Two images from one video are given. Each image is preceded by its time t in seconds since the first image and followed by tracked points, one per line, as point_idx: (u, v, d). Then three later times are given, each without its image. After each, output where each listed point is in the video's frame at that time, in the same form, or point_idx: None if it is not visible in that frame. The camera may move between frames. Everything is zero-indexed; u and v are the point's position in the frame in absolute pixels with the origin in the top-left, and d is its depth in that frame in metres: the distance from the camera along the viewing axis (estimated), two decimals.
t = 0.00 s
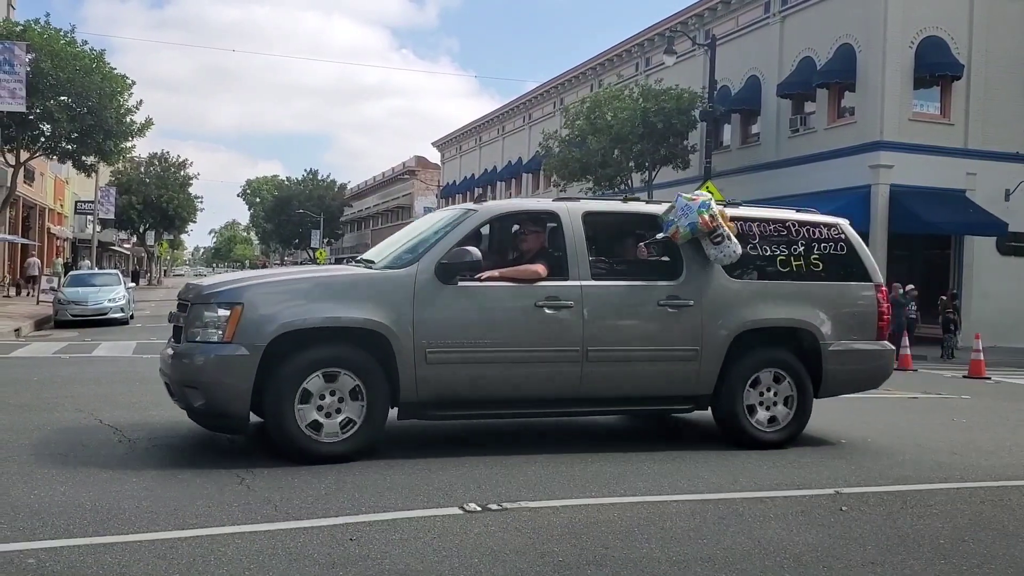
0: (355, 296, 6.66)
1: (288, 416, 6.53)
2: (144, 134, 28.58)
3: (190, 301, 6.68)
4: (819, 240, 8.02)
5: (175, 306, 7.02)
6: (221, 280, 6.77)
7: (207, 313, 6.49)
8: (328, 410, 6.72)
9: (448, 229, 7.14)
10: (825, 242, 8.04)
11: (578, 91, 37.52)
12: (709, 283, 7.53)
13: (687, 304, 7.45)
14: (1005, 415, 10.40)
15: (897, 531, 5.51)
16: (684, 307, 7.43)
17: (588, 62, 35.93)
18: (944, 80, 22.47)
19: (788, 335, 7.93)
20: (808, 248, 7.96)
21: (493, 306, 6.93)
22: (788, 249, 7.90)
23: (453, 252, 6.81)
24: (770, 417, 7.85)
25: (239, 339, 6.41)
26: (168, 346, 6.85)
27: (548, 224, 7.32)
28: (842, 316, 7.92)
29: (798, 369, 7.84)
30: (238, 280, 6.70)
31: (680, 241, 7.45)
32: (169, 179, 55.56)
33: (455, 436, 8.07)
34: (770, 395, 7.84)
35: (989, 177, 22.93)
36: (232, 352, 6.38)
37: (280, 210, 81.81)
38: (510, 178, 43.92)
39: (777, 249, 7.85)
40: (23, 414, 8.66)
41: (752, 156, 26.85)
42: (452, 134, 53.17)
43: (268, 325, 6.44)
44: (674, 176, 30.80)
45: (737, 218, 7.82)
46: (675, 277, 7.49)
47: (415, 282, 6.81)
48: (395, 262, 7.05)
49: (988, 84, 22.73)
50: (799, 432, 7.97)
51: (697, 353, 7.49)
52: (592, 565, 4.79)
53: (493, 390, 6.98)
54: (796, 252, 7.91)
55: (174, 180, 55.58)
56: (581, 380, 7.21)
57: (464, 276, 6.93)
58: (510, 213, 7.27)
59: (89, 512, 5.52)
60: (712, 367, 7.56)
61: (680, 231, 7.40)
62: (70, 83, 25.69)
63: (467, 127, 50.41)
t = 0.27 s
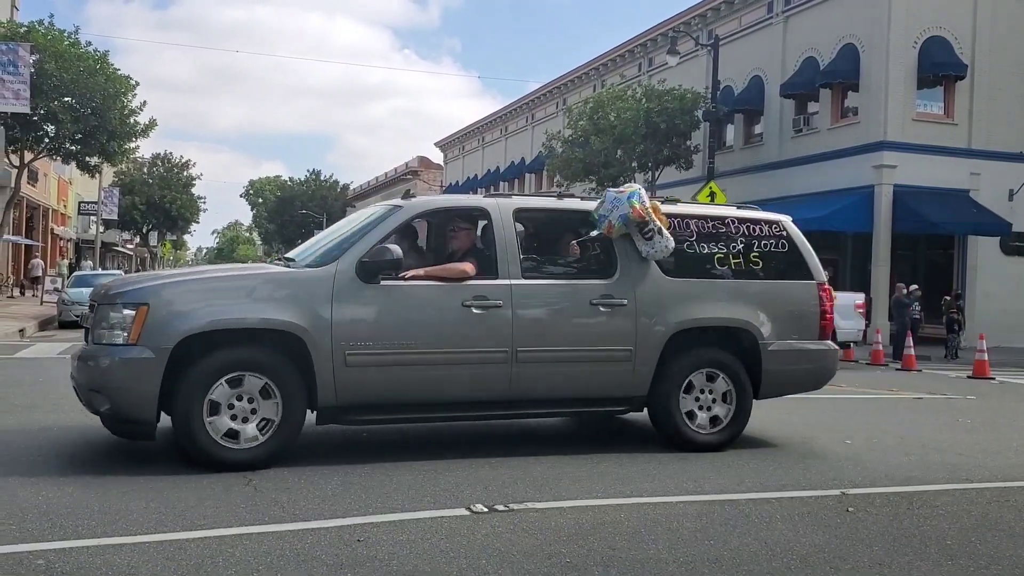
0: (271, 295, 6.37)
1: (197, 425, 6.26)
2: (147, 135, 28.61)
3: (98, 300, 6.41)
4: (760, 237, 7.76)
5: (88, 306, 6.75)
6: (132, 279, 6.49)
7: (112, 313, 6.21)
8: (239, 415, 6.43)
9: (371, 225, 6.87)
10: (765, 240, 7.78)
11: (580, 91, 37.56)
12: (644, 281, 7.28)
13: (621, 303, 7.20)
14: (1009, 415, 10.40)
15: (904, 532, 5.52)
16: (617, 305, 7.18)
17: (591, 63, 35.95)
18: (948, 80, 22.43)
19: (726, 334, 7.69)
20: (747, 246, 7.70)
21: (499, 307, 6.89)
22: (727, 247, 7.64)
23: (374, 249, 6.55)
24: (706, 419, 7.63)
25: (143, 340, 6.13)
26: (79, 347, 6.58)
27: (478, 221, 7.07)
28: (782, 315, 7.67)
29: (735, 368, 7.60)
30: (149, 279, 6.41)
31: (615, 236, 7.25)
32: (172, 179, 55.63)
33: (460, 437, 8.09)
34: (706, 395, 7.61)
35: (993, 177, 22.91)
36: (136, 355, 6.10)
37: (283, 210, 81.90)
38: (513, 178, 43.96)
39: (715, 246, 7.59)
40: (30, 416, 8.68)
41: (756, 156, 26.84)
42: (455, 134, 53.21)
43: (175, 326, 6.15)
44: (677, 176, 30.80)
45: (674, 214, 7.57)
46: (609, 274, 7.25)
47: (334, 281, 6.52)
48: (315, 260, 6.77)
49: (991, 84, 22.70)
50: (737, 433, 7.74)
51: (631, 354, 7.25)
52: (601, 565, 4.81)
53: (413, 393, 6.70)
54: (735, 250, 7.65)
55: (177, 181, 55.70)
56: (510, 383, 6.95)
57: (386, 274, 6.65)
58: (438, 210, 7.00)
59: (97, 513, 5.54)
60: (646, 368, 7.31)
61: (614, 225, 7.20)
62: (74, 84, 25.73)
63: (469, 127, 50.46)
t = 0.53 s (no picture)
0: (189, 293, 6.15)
1: (108, 430, 6.05)
2: (150, 135, 28.62)
3: (7, 298, 6.13)
4: (703, 233, 7.64)
5: None
6: (43, 276, 6.22)
7: (21, 312, 5.95)
8: (154, 419, 6.21)
9: (297, 221, 6.69)
10: (709, 236, 7.66)
11: (582, 91, 37.58)
12: (582, 281, 7.16)
13: (557, 302, 7.06)
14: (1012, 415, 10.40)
15: (910, 532, 5.53)
16: (553, 303, 7.05)
17: (593, 62, 35.97)
18: (950, 79, 22.43)
19: (668, 332, 7.55)
20: (689, 242, 7.58)
21: (498, 306, 6.89)
22: (669, 243, 7.51)
23: (299, 245, 6.38)
24: (648, 419, 7.49)
25: (50, 341, 5.87)
26: None
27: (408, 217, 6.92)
28: (725, 314, 7.56)
29: (679, 368, 7.46)
30: (61, 275, 6.15)
31: (553, 239, 7.12)
32: (174, 179, 55.67)
33: (463, 436, 8.10)
34: (649, 394, 7.48)
35: (996, 177, 22.90)
36: (43, 356, 5.84)
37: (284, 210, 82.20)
38: (515, 178, 43.96)
39: (658, 242, 7.47)
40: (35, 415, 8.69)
41: (758, 156, 26.85)
42: (456, 134, 53.24)
43: (84, 325, 5.89)
44: (680, 176, 30.79)
45: (614, 210, 7.42)
46: (545, 274, 7.12)
47: (254, 278, 6.32)
48: (239, 256, 6.58)
49: (994, 83, 22.69)
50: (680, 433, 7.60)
51: (568, 353, 7.11)
52: (608, 565, 4.81)
53: (340, 394, 6.52)
54: (677, 246, 7.53)
55: (179, 181, 55.80)
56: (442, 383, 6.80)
57: (312, 272, 6.47)
58: (368, 204, 6.83)
59: (104, 512, 5.55)
60: (583, 367, 7.18)
61: (553, 229, 7.08)
62: (77, 84, 25.76)
63: (472, 127, 50.50)
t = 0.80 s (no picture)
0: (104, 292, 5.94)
1: (15, 432, 5.83)
2: (151, 135, 28.62)
3: None
4: (647, 231, 7.50)
5: None
6: None
7: None
8: (64, 421, 6.00)
9: (221, 218, 6.49)
10: (653, 234, 7.52)
11: (583, 91, 37.57)
12: (519, 280, 7.01)
13: (494, 301, 6.90)
14: (1013, 415, 10.39)
15: (911, 532, 5.53)
16: (490, 303, 6.89)
17: (594, 62, 35.96)
18: (951, 79, 22.42)
19: (610, 332, 7.41)
20: (633, 241, 7.44)
21: (498, 305, 6.92)
22: (611, 242, 7.36)
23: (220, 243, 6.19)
24: (589, 420, 7.35)
25: None
26: None
27: (338, 212, 6.72)
28: (669, 313, 7.41)
29: (621, 369, 7.31)
30: None
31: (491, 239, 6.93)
32: (175, 179, 55.66)
33: (463, 436, 8.10)
34: (589, 396, 7.34)
35: (997, 177, 22.89)
36: None
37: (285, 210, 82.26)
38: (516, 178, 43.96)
39: (600, 240, 7.32)
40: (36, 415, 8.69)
41: (759, 156, 26.84)
42: (457, 134, 53.22)
43: None
44: (681, 176, 30.78)
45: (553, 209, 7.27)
46: (482, 273, 6.96)
47: (174, 277, 6.12)
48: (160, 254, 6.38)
49: (995, 83, 22.68)
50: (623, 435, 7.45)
51: (505, 354, 6.95)
52: (609, 565, 4.81)
53: (268, 397, 6.34)
54: (620, 245, 7.38)
55: (180, 181, 55.90)
56: (373, 383, 6.62)
57: (234, 270, 6.28)
58: (297, 201, 6.64)
59: (105, 512, 5.55)
60: (522, 368, 7.02)
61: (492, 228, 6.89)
62: (78, 85, 25.77)
63: (472, 127, 50.48)
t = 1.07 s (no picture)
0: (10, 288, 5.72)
1: None
2: (151, 134, 28.61)
3: None
4: (586, 228, 7.34)
5: None
6: None
7: None
8: None
9: (137, 213, 6.28)
10: (592, 231, 7.36)
11: (583, 90, 37.55)
12: (451, 279, 6.82)
13: (424, 301, 6.72)
14: (1012, 415, 10.36)
15: (908, 531, 5.52)
16: (420, 302, 6.71)
17: (593, 62, 35.95)
18: (950, 79, 22.40)
19: (548, 331, 7.23)
20: (572, 237, 7.29)
21: (429, 304, 6.74)
22: (550, 238, 7.21)
23: (131, 239, 5.98)
24: (524, 422, 7.17)
25: None
26: None
27: (264, 206, 6.53)
28: (607, 312, 7.25)
29: (558, 369, 7.14)
30: None
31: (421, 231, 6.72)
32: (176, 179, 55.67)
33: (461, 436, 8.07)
34: (525, 396, 7.16)
35: (997, 176, 22.87)
36: None
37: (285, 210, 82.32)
38: (516, 178, 43.94)
39: (537, 237, 7.17)
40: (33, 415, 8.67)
41: (758, 156, 26.81)
42: (457, 134, 53.21)
43: None
44: (681, 175, 30.75)
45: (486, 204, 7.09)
46: (412, 270, 6.77)
47: (83, 273, 5.91)
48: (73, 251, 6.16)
49: (994, 82, 22.66)
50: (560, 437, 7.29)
51: (437, 354, 6.76)
52: (605, 565, 4.80)
53: (188, 398, 6.13)
54: (558, 242, 7.23)
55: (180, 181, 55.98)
56: (298, 384, 6.41)
57: (147, 267, 6.08)
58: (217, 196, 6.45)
59: (100, 512, 5.54)
60: (454, 369, 6.83)
61: (421, 219, 6.68)
62: (78, 84, 25.78)
63: (472, 127, 50.46)
